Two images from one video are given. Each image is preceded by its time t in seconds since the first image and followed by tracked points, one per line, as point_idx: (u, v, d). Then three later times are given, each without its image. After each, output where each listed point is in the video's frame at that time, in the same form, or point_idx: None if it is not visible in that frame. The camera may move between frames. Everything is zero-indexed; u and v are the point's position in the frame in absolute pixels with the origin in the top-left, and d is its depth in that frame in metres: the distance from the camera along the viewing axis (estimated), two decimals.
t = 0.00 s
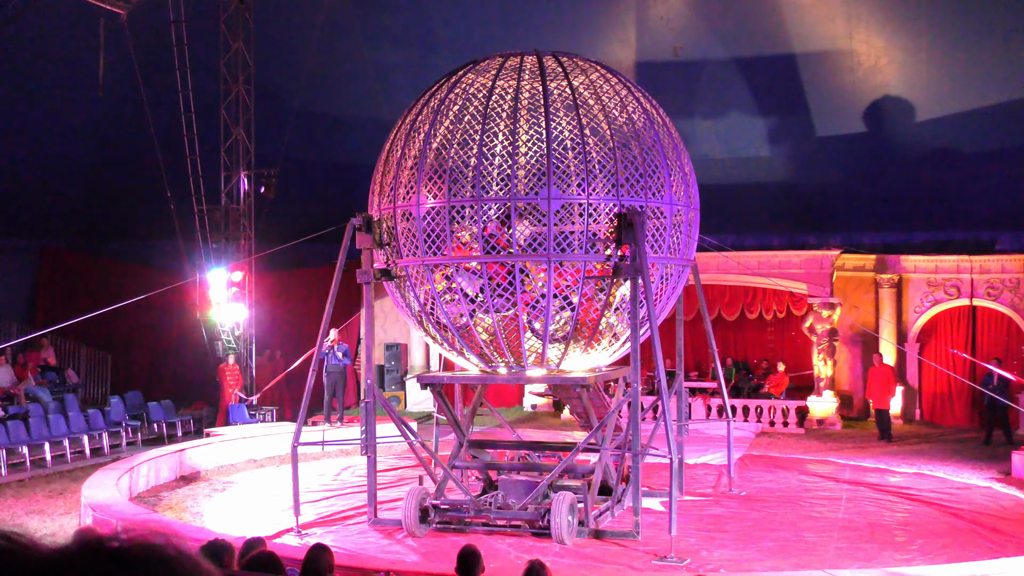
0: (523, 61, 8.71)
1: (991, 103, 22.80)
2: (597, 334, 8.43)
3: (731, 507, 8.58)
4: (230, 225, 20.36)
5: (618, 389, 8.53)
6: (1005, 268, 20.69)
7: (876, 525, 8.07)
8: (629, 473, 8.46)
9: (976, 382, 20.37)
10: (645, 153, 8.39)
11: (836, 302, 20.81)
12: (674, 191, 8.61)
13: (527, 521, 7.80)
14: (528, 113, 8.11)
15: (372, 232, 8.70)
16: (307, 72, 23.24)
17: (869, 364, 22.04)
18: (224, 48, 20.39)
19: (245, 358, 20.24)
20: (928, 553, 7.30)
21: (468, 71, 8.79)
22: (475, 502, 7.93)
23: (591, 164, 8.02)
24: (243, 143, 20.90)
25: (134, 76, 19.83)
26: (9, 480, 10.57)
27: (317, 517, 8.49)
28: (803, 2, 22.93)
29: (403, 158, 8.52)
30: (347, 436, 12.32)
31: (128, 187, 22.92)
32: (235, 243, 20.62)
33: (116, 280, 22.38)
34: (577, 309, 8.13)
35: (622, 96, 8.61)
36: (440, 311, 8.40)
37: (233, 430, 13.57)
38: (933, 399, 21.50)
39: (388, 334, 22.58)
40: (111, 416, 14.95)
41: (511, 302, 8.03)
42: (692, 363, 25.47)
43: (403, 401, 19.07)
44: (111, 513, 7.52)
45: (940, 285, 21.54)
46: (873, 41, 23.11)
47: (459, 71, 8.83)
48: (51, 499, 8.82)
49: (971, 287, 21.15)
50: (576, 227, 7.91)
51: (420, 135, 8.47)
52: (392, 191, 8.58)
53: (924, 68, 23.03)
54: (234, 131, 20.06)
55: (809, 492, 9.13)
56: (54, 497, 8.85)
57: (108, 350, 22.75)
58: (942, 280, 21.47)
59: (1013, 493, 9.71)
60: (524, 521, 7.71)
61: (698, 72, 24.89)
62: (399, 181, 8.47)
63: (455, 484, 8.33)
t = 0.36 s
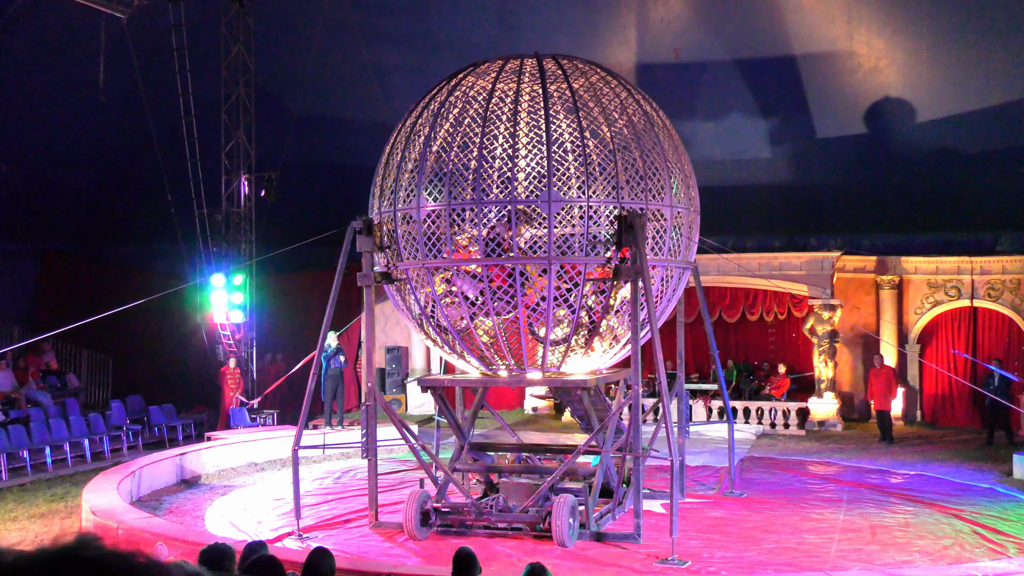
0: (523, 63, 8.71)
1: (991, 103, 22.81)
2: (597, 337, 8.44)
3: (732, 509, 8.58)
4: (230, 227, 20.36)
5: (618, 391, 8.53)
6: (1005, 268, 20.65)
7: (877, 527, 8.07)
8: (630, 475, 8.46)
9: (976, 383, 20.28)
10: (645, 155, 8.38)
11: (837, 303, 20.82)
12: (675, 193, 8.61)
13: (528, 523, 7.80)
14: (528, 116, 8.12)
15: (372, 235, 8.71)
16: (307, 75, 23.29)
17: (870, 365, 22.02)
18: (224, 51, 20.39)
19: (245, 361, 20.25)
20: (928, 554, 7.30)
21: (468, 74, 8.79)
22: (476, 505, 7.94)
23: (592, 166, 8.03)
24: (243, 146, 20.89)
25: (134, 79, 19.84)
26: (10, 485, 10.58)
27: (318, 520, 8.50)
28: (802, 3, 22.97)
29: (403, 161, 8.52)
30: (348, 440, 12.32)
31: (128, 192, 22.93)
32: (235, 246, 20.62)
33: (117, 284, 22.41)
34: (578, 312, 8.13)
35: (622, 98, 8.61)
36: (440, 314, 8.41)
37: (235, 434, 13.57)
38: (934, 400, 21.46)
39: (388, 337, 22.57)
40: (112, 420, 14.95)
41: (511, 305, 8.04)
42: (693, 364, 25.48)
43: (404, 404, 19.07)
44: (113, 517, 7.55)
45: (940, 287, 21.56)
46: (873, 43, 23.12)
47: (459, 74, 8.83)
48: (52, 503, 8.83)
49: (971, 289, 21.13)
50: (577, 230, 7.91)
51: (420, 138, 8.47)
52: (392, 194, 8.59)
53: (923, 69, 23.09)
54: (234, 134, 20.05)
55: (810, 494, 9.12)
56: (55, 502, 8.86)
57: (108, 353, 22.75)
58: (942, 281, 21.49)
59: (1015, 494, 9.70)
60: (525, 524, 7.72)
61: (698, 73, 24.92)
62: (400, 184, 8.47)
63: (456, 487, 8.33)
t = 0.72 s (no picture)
0: (529, 63, 8.70)
1: (998, 104, 22.76)
2: (603, 337, 8.43)
3: (738, 509, 8.57)
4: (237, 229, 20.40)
5: (624, 391, 8.52)
6: (1012, 269, 20.59)
7: (884, 527, 8.05)
8: (636, 475, 8.45)
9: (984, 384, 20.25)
10: (650, 155, 8.37)
11: (844, 304, 20.79)
12: (681, 193, 8.60)
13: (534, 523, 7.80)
14: (533, 116, 8.13)
15: (378, 235, 8.69)
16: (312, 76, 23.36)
17: (876, 366, 21.94)
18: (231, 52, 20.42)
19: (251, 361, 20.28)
20: (934, 555, 7.29)
21: (473, 74, 8.79)
22: (482, 504, 7.93)
23: (597, 166, 8.03)
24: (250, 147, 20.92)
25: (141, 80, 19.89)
26: (18, 483, 10.62)
27: (323, 519, 8.50)
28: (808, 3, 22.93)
29: (408, 161, 8.52)
30: (354, 439, 12.34)
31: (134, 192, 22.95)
32: (240, 246, 20.62)
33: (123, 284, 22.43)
34: (583, 312, 8.13)
35: (628, 98, 8.60)
36: (446, 314, 8.41)
37: (242, 433, 13.61)
38: (941, 401, 21.39)
39: (394, 337, 22.60)
40: (118, 420, 14.99)
41: (517, 305, 8.04)
42: (700, 364, 25.47)
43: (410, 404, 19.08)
44: (119, 516, 7.58)
45: (947, 287, 21.46)
46: (879, 44, 23.09)
47: (464, 74, 8.83)
48: (59, 501, 8.86)
49: (979, 289, 21.06)
50: (582, 229, 7.92)
51: (425, 138, 8.48)
52: (397, 194, 8.59)
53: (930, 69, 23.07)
54: (241, 136, 20.08)
55: (816, 494, 9.10)
56: (62, 500, 8.89)
57: (114, 353, 22.83)
58: (949, 281, 21.39)
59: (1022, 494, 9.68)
60: (531, 523, 7.73)
61: (703, 74, 24.91)
62: (405, 184, 8.47)
63: (461, 487, 8.33)
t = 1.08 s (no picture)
0: (540, 63, 8.70)
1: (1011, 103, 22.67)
2: (614, 336, 8.42)
3: (748, 509, 8.55)
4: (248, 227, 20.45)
5: (634, 390, 8.51)
6: None
7: (895, 528, 8.03)
8: (646, 474, 8.43)
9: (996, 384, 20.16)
10: (662, 154, 8.36)
11: (855, 304, 20.73)
12: (692, 192, 8.58)
13: (544, 522, 7.80)
14: (545, 116, 8.13)
15: (389, 233, 8.69)
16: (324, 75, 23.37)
17: (888, 366, 21.88)
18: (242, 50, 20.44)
19: (261, 360, 20.32)
20: (946, 556, 7.26)
21: (485, 73, 8.79)
22: (492, 503, 7.95)
23: (609, 165, 8.03)
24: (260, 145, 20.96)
25: (152, 79, 19.94)
26: (31, 480, 10.66)
27: (334, 517, 8.51)
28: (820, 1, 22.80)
29: (420, 160, 8.53)
30: (364, 438, 12.35)
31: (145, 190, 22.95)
32: (251, 245, 20.65)
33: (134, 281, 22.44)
34: (594, 311, 8.13)
35: (639, 97, 8.59)
36: (457, 313, 8.42)
37: (252, 431, 13.63)
38: (953, 401, 21.31)
39: (405, 335, 22.64)
40: (130, 417, 15.05)
41: (527, 304, 8.04)
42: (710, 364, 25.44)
43: (419, 402, 19.10)
44: (131, 514, 7.62)
45: (959, 287, 21.40)
46: (891, 43, 23.02)
47: (476, 73, 8.83)
48: (72, 499, 8.89)
49: (992, 289, 20.97)
50: (594, 228, 7.92)
51: (437, 137, 8.49)
52: (408, 193, 8.59)
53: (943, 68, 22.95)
54: (251, 134, 20.11)
55: (827, 494, 9.08)
56: (75, 497, 8.92)
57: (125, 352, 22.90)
58: (961, 282, 21.32)
59: None
60: (541, 522, 7.74)
61: (714, 72, 24.83)
62: (416, 183, 8.48)
63: (472, 485, 8.34)
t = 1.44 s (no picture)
0: (542, 60, 8.69)
1: (1014, 101, 22.66)
2: (616, 333, 8.42)
3: (750, 506, 8.54)
4: (250, 224, 20.46)
5: (636, 387, 8.49)
6: None
7: (897, 526, 8.03)
8: (649, 472, 8.43)
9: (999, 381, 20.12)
10: (664, 151, 8.36)
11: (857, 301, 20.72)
12: (695, 190, 8.58)
13: (546, 519, 7.81)
14: (547, 113, 8.13)
15: (390, 231, 8.68)
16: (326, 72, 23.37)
17: (891, 364, 21.89)
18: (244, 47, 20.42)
19: (264, 357, 20.33)
20: (947, 553, 7.26)
21: (487, 70, 8.78)
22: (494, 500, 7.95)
23: (611, 162, 8.04)
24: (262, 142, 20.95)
25: (155, 76, 19.91)
26: (34, 477, 10.67)
27: (336, 514, 8.52)
28: None
29: (422, 158, 8.52)
30: (367, 435, 12.37)
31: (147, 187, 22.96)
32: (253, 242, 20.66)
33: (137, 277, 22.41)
34: (596, 308, 8.13)
35: (641, 94, 8.58)
36: (459, 311, 8.43)
37: (255, 428, 13.65)
38: (955, 398, 21.30)
39: (406, 334, 22.69)
40: (132, 414, 15.07)
41: (530, 301, 8.04)
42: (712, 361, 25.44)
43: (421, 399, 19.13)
44: (133, 511, 7.63)
45: (962, 284, 21.41)
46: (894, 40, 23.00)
47: (478, 70, 8.83)
48: (75, 496, 8.90)
49: (994, 286, 20.98)
50: (595, 226, 7.93)
51: (439, 134, 8.48)
52: (410, 190, 8.59)
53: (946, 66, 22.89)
54: (254, 131, 20.08)
55: (829, 491, 9.07)
56: (78, 494, 8.93)
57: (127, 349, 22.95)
58: (964, 279, 21.34)
59: None
60: (543, 519, 7.74)
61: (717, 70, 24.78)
62: (419, 180, 8.47)
63: (474, 483, 8.33)
